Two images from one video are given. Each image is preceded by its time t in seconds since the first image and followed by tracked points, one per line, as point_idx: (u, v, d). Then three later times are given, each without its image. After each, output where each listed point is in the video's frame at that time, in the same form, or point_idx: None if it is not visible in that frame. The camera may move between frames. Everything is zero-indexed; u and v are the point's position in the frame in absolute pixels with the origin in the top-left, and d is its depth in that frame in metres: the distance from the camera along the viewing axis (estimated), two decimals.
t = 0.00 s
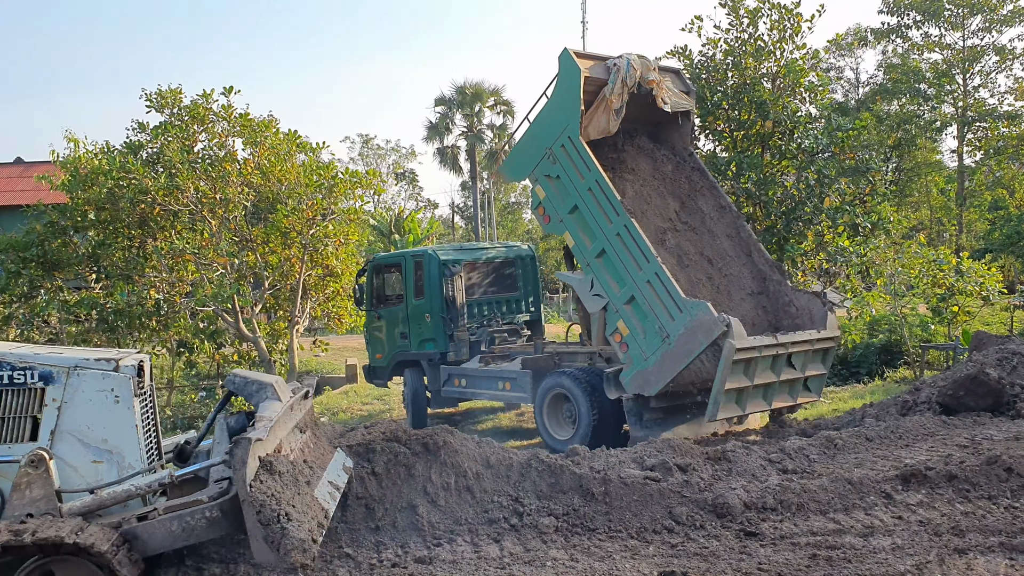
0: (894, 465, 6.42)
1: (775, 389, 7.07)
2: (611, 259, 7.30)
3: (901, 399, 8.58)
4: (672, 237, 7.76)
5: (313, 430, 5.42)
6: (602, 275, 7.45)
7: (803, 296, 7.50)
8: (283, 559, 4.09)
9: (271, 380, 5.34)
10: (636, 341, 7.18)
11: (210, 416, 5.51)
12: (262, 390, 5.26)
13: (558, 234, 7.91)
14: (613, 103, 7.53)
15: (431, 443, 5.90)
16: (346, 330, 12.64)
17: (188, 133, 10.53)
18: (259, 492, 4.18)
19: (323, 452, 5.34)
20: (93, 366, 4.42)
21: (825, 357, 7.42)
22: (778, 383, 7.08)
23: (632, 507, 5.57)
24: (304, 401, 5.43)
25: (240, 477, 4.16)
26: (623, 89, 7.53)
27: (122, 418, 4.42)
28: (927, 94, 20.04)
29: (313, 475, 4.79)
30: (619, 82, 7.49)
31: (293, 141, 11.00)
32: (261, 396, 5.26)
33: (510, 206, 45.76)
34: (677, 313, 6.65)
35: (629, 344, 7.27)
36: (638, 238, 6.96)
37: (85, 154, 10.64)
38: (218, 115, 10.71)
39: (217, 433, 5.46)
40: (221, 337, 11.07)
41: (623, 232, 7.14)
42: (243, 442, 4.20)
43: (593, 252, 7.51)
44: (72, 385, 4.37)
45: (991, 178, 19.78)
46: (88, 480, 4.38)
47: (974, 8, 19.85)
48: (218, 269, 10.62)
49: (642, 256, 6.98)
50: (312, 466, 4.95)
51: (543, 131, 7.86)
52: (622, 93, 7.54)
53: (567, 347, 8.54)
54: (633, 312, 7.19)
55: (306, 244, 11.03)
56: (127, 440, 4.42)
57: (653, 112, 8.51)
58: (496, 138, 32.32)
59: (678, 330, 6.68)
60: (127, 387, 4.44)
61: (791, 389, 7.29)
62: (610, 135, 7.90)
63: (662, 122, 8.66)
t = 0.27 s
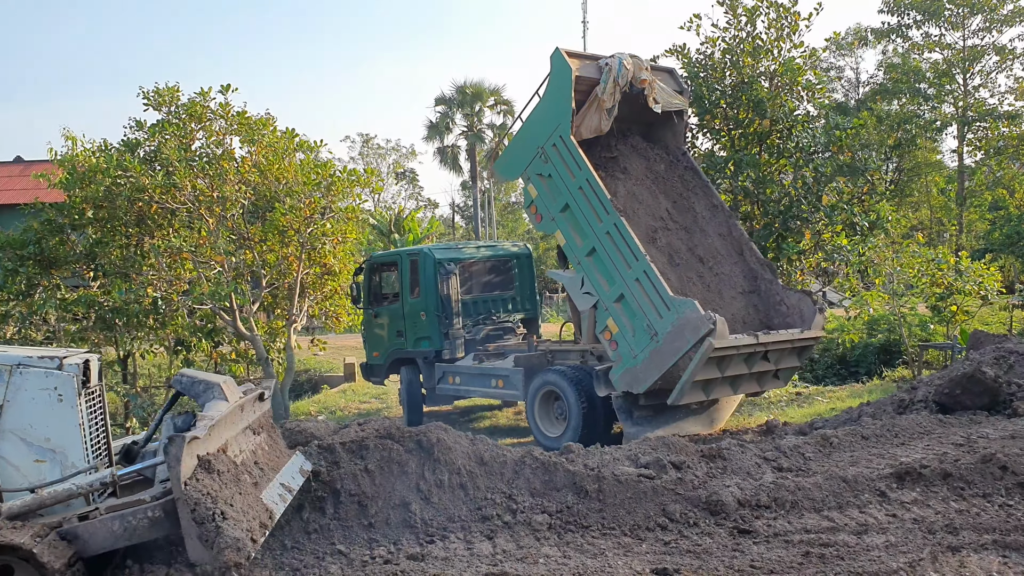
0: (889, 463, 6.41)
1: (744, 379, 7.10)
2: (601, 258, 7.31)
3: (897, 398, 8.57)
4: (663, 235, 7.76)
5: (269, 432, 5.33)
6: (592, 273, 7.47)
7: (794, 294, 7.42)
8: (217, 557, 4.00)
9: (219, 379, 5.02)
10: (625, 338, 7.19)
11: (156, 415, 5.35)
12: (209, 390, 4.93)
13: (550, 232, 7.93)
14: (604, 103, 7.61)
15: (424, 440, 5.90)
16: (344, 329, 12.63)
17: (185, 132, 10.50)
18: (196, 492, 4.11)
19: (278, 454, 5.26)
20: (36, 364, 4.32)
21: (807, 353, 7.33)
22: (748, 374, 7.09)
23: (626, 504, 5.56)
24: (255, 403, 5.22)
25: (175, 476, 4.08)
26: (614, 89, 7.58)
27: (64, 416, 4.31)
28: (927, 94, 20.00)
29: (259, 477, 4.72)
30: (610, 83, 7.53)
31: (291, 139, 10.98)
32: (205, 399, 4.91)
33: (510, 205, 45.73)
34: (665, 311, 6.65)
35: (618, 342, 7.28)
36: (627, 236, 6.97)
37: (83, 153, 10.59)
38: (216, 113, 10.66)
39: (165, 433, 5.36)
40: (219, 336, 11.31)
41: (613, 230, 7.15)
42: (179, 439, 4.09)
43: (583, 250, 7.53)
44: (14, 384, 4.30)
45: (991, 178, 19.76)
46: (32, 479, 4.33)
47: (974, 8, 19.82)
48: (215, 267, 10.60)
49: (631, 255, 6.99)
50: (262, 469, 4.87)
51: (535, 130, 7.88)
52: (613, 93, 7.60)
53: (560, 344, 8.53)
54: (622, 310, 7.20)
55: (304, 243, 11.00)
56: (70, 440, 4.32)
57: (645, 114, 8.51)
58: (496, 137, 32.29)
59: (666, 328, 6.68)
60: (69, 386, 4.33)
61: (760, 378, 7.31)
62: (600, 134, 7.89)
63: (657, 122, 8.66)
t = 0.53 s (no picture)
0: (883, 462, 6.40)
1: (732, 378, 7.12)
2: (591, 257, 7.34)
3: (893, 397, 8.56)
4: (654, 235, 7.75)
5: (225, 436, 5.19)
6: (583, 273, 7.49)
7: (784, 294, 7.45)
8: (150, 560, 3.84)
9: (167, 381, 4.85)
10: (615, 337, 7.21)
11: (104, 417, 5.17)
12: (158, 392, 4.77)
13: (542, 232, 7.96)
14: (597, 103, 7.56)
15: (417, 439, 5.91)
16: (342, 328, 12.63)
17: (182, 130, 10.47)
18: (134, 493, 3.96)
19: (233, 458, 5.12)
20: None
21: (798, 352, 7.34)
22: (737, 374, 7.12)
23: (618, 503, 5.55)
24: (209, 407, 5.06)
25: (109, 476, 3.93)
26: (606, 89, 7.55)
27: (7, 417, 4.23)
28: (927, 94, 19.98)
29: (208, 480, 4.58)
30: (602, 82, 7.52)
31: (287, 138, 10.96)
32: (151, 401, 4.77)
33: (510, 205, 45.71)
34: (652, 310, 6.65)
35: (608, 341, 7.30)
36: (616, 236, 6.99)
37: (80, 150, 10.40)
38: (212, 112, 10.62)
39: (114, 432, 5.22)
40: (216, 334, 11.32)
41: (603, 230, 7.17)
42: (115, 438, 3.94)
43: (574, 249, 7.56)
44: None
45: (991, 178, 19.73)
46: None
47: (974, 8, 19.81)
48: (212, 266, 10.60)
49: (620, 254, 7.01)
50: (213, 472, 4.72)
51: (528, 130, 7.92)
52: (606, 93, 7.56)
53: (554, 343, 8.52)
54: (612, 309, 7.22)
55: (301, 241, 10.99)
56: (13, 440, 4.24)
57: (638, 113, 8.51)
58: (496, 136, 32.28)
59: (654, 327, 6.69)
60: (14, 387, 4.23)
61: (751, 377, 7.32)
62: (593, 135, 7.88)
63: (650, 122, 8.66)
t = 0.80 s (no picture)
0: (878, 463, 6.38)
1: (744, 387, 6.99)
2: (584, 257, 7.34)
3: (890, 398, 8.54)
4: (648, 235, 7.74)
5: (178, 440, 5.21)
6: (576, 272, 7.49)
7: (778, 295, 7.45)
8: (78, 564, 3.81)
9: (115, 384, 4.80)
10: (607, 337, 7.20)
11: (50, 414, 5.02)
12: (101, 395, 4.71)
13: (536, 231, 7.97)
14: (591, 103, 7.61)
15: (410, 439, 5.89)
16: (339, 327, 12.62)
17: (179, 129, 10.43)
18: (65, 497, 3.91)
19: (184, 463, 5.15)
20: None
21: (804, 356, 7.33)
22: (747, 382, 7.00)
23: (611, 504, 5.53)
24: (160, 411, 5.05)
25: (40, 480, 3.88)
26: (600, 89, 7.59)
27: None
28: (927, 93, 19.96)
29: (154, 485, 4.59)
30: (597, 83, 7.55)
31: (284, 137, 10.94)
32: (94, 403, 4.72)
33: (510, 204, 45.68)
34: (644, 310, 6.65)
35: (601, 340, 7.30)
36: (608, 236, 6.98)
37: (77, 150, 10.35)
38: (209, 110, 10.59)
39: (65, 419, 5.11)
40: (214, 333, 11.19)
41: (595, 230, 7.17)
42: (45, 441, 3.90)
43: (567, 249, 7.56)
44: None
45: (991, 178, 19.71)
46: None
47: (974, 8, 19.79)
48: (209, 265, 10.52)
49: (612, 254, 7.00)
50: (159, 476, 4.74)
51: (521, 130, 7.92)
52: (600, 93, 7.60)
53: (549, 343, 8.50)
54: (604, 309, 7.21)
55: (299, 240, 10.98)
56: None
57: (632, 114, 8.51)
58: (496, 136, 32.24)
59: (646, 327, 6.68)
60: None
61: (764, 387, 7.19)
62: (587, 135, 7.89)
63: (645, 122, 8.64)
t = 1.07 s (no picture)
0: (874, 465, 6.36)
1: (762, 387, 6.85)
2: (579, 258, 7.32)
3: (887, 399, 8.53)
4: (643, 236, 7.74)
5: (135, 444, 4.97)
6: (571, 273, 7.47)
7: (774, 295, 7.42)
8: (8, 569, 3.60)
9: (61, 387, 4.61)
10: (602, 338, 7.18)
11: None
12: (46, 398, 4.52)
13: (532, 232, 7.97)
14: (587, 104, 7.61)
15: (404, 440, 5.87)
16: (337, 327, 12.61)
17: (177, 128, 10.38)
18: None
19: (140, 467, 4.91)
20: None
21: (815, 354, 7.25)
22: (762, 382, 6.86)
23: (605, 505, 5.51)
24: (115, 414, 4.84)
25: None
26: (596, 90, 7.59)
27: None
28: (926, 94, 19.94)
29: (101, 489, 4.39)
30: (593, 84, 7.55)
31: (282, 136, 10.90)
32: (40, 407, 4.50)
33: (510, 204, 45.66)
34: (638, 311, 6.62)
35: (595, 341, 7.27)
36: (603, 236, 6.97)
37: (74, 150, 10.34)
38: (206, 110, 10.54)
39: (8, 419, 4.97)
40: (211, 333, 11.11)
41: (590, 231, 7.16)
42: None
43: (563, 250, 7.55)
44: None
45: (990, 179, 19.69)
46: None
47: (974, 8, 19.77)
48: (206, 265, 10.51)
49: (607, 254, 6.99)
50: (109, 480, 4.52)
51: (519, 131, 7.94)
52: (596, 94, 7.60)
53: (545, 343, 8.49)
54: (599, 309, 7.19)
55: (296, 239, 10.96)
56: None
57: (629, 115, 8.51)
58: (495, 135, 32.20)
59: (640, 328, 6.65)
60: None
61: (783, 388, 7.03)
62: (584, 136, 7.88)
63: (641, 123, 8.63)
